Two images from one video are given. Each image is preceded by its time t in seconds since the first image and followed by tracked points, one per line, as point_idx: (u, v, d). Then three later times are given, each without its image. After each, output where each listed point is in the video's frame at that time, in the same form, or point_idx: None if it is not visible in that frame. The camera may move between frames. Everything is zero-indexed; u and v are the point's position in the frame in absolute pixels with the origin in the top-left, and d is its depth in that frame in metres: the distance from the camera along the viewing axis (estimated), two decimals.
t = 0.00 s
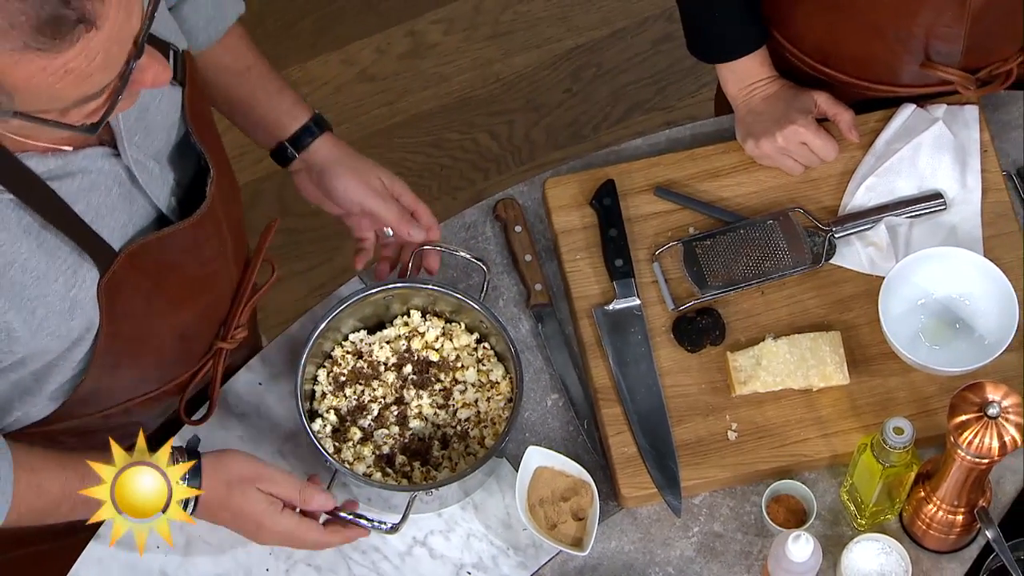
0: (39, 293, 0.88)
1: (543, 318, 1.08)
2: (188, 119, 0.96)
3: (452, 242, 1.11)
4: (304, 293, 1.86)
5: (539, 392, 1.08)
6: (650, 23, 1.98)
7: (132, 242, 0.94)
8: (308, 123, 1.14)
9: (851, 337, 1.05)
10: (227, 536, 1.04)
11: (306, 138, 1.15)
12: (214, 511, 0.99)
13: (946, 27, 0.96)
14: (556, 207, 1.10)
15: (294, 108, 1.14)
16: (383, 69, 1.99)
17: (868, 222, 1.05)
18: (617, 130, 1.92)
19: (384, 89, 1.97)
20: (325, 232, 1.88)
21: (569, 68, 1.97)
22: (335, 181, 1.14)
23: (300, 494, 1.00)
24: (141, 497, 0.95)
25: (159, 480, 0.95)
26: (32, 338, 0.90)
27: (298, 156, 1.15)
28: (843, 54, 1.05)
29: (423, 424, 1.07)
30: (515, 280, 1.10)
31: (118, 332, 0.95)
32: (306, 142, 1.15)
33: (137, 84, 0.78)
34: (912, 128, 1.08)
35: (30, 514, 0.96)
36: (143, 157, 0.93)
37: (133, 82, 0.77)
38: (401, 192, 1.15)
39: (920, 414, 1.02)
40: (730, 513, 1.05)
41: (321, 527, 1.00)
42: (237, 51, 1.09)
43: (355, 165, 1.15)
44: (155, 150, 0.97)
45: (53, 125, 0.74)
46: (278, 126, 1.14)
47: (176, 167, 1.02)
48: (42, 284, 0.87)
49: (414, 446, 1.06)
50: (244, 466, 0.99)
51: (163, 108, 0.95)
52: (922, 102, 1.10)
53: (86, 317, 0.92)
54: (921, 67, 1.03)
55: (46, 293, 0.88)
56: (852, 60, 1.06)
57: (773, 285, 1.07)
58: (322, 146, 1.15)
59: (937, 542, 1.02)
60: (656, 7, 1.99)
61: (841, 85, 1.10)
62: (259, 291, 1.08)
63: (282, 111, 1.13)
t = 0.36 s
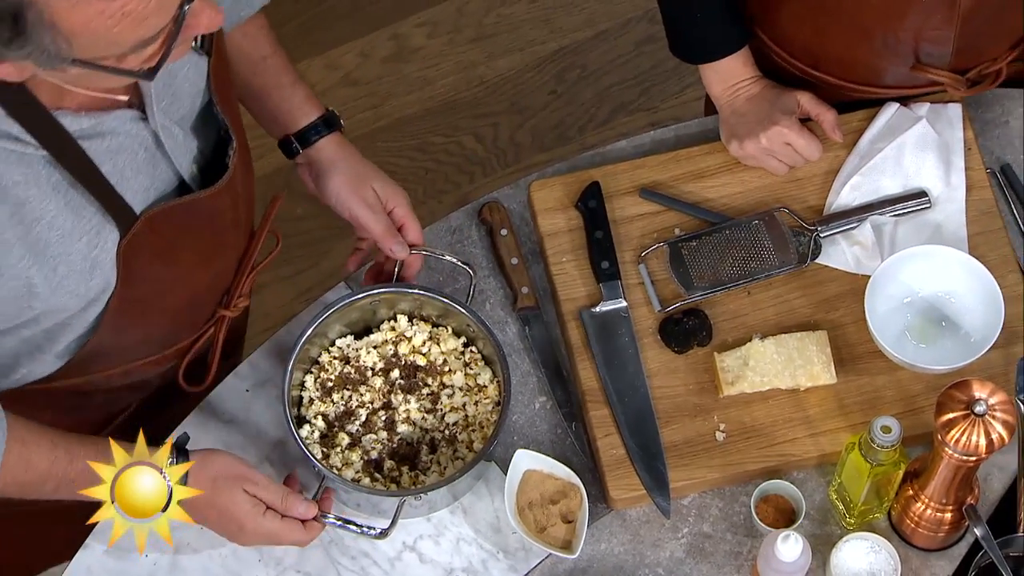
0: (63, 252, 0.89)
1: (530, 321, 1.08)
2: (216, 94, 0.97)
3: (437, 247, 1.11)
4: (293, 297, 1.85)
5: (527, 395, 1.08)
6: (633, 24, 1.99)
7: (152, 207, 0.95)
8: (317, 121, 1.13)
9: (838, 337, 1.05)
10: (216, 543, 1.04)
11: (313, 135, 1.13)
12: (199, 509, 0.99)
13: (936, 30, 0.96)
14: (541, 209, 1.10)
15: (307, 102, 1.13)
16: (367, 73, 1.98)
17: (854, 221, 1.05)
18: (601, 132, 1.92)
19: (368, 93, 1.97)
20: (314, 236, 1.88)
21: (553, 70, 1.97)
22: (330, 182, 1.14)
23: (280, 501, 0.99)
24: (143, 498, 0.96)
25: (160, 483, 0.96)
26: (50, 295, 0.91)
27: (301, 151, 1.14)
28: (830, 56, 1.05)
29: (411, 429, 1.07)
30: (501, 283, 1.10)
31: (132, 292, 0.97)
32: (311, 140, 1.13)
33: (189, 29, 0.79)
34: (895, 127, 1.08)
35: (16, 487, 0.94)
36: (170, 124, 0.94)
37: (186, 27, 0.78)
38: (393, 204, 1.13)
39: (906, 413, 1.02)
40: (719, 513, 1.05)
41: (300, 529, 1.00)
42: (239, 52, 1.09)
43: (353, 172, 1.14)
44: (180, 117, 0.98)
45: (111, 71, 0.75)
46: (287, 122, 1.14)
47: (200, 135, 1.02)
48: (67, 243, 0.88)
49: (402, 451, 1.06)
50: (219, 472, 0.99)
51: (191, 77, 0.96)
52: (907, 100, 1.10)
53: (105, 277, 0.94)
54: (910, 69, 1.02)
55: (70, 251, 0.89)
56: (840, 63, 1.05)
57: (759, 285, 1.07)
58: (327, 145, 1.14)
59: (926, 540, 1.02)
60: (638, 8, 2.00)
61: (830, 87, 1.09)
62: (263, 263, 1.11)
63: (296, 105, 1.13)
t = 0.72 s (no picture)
0: (66, 206, 0.88)
1: (516, 324, 1.08)
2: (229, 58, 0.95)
3: (423, 251, 1.11)
4: (282, 302, 1.85)
5: (514, 398, 1.08)
6: (617, 25, 2.00)
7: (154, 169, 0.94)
8: (332, 112, 1.13)
9: (824, 337, 1.05)
10: (205, 548, 1.04)
11: (325, 126, 1.13)
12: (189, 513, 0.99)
13: (920, 37, 0.96)
14: (527, 213, 1.10)
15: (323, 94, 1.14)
16: (351, 78, 1.98)
17: (839, 221, 1.05)
18: (586, 134, 1.93)
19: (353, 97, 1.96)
20: (302, 241, 1.88)
21: (538, 72, 1.97)
22: (330, 174, 1.14)
23: (270, 504, 0.99)
24: (142, 497, 0.97)
25: (158, 480, 0.97)
26: (50, 251, 0.89)
27: (310, 139, 1.14)
28: (816, 62, 1.05)
29: (398, 434, 1.07)
30: (488, 287, 1.10)
31: (131, 253, 0.95)
32: (321, 130, 1.13)
33: None
34: (879, 126, 1.08)
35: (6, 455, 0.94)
36: (181, 87, 0.93)
37: None
38: (387, 207, 1.13)
39: (893, 412, 1.02)
40: (708, 514, 1.05)
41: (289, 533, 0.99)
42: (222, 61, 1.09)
43: (353, 169, 1.14)
44: (192, 82, 0.96)
45: (119, 11, 0.73)
46: (298, 110, 1.14)
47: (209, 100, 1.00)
48: (70, 198, 0.87)
49: (390, 456, 1.06)
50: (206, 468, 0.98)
51: (204, 41, 0.94)
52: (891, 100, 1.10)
53: (106, 236, 0.91)
54: (895, 74, 1.03)
55: (72, 207, 0.88)
56: (824, 68, 1.05)
57: (746, 285, 1.07)
58: (337, 137, 1.14)
59: (914, 538, 1.02)
60: (622, 10, 2.01)
61: (815, 91, 1.09)
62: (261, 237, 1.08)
63: (311, 95, 1.13)
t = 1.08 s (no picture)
0: (28, 242, 0.85)
1: (501, 329, 1.08)
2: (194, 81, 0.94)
3: (406, 257, 1.11)
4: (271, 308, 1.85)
5: (499, 403, 1.08)
6: (597, 28, 2.04)
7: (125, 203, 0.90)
8: (304, 123, 1.13)
9: (808, 337, 1.05)
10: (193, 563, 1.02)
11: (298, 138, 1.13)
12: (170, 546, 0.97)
13: (891, 24, 0.97)
14: (509, 217, 1.10)
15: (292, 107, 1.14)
16: (331, 84, 2.01)
17: (820, 220, 1.06)
18: (567, 137, 1.96)
19: (331, 104, 2.00)
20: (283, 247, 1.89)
21: (519, 75, 2.01)
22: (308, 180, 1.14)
23: (256, 522, 0.97)
24: (137, 498, 0.95)
25: (160, 479, 0.97)
26: (17, 291, 0.86)
27: (284, 153, 1.14)
28: (789, 52, 1.05)
29: (384, 440, 1.06)
30: (471, 292, 1.10)
31: (113, 294, 0.91)
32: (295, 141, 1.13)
33: None
34: (859, 126, 1.08)
35: None
36: (144, 114, 0.91)
37: None
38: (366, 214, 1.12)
39: (877, 411, 1.02)
40: (695, 516, 1.05)
41: (279, 543, 0.98)
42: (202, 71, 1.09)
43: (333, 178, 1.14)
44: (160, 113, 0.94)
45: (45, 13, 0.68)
46: (271, 122, 1.14)
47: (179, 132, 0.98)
48: (32, 233, 0.85)
49: (376, 462, 1.06)
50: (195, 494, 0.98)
51: (167, 67, 0.93)
52: (870, 100, 1.10)
53: (77, 273, 0.87)
54: (865, 63, 1.03)
55: (35, 243, 0.85)
56: (796, 59, 1.06)
57: (729, 286, 1.07)
58: (310, 149, 1.14)
59: (901, 537, 1.02)
60: (602, 12, 2.04)
61: (787, 82, 1.10)
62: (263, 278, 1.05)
63: (280, 110, 1.13)
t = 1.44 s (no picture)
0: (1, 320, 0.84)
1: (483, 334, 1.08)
2: (144, 138, 0.93)
3: (387, 263, 1.11)
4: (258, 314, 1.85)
5: (483, 408, 1.08)
6: (575, 31, 2.05)
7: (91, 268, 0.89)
8: (251, 151, 1.12)
9: (789, 337, 1.05)
10: None
11: (249, 166, 1.13)
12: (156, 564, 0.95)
13: (862, 16, 0.97)
14: (489, 222, 1.10)
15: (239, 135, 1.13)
16: (309, 90, 2.05)
17: (800, 221, 1.06)
18: (546, 140, 1.98)
19: (309, 112, 2.03)
20: (262, 256, 1.91)
21: (497, 79, 2.03)
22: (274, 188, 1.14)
23: (240, 537, 0.95)
24: (140, 498, 0.84)
25: (162, 479, 0.84)
26: None
27: (235, 182, 1.13)
28: (764, 47, 1.05)
29: (368, 447, 1.06)
30: (453, 297, 1.10)
31: (89, 361, 0.90)
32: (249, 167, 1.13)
33: (43, 30, 0.72)
34: (837, 126, 1.08)
35: None
36: (101, 177, 0.91)
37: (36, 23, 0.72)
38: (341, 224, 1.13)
39: (860, 410, 1.02)
40: (680, 518, 1.05)
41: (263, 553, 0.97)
42: (170, 89, 1.08)
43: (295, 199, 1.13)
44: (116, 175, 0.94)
45: None
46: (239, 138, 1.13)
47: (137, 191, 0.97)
48: (4, 310, 0.84)
49: (360, 469, 1.06)
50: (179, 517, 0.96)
51: (116, 125, 0.92)
52: (849, 100, 1.10)
53: (52, 345, 0.87)
54: (839, 56, 1.03)
55: (8, 319, 0.84)
56: (769, 54, 1.06)
57: (711, 288, 1.07)
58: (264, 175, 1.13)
59: (885, 535, 1.02)
60: (579, 15, 2.06)
61: (762, 79, 1.10)
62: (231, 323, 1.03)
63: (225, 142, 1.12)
